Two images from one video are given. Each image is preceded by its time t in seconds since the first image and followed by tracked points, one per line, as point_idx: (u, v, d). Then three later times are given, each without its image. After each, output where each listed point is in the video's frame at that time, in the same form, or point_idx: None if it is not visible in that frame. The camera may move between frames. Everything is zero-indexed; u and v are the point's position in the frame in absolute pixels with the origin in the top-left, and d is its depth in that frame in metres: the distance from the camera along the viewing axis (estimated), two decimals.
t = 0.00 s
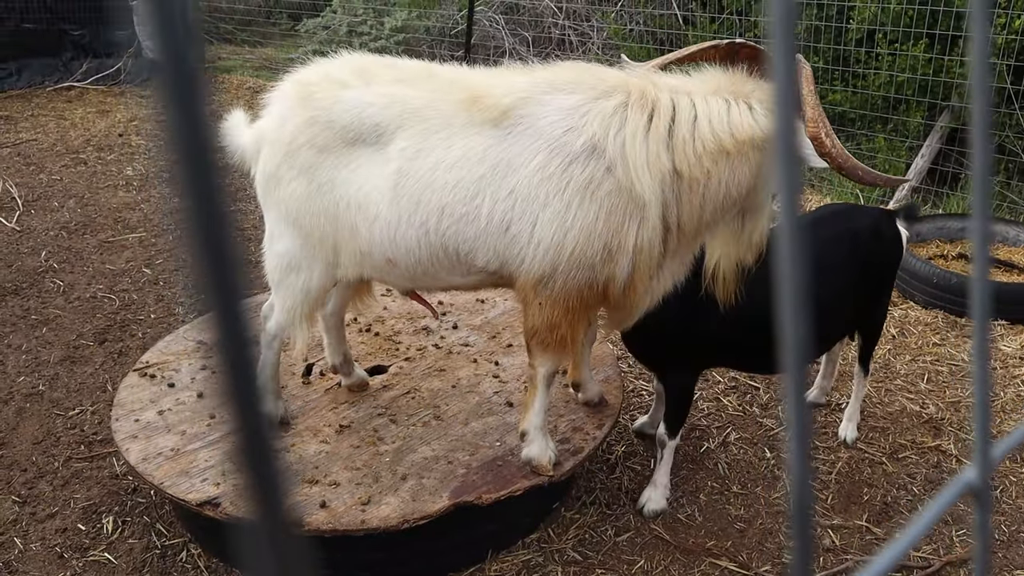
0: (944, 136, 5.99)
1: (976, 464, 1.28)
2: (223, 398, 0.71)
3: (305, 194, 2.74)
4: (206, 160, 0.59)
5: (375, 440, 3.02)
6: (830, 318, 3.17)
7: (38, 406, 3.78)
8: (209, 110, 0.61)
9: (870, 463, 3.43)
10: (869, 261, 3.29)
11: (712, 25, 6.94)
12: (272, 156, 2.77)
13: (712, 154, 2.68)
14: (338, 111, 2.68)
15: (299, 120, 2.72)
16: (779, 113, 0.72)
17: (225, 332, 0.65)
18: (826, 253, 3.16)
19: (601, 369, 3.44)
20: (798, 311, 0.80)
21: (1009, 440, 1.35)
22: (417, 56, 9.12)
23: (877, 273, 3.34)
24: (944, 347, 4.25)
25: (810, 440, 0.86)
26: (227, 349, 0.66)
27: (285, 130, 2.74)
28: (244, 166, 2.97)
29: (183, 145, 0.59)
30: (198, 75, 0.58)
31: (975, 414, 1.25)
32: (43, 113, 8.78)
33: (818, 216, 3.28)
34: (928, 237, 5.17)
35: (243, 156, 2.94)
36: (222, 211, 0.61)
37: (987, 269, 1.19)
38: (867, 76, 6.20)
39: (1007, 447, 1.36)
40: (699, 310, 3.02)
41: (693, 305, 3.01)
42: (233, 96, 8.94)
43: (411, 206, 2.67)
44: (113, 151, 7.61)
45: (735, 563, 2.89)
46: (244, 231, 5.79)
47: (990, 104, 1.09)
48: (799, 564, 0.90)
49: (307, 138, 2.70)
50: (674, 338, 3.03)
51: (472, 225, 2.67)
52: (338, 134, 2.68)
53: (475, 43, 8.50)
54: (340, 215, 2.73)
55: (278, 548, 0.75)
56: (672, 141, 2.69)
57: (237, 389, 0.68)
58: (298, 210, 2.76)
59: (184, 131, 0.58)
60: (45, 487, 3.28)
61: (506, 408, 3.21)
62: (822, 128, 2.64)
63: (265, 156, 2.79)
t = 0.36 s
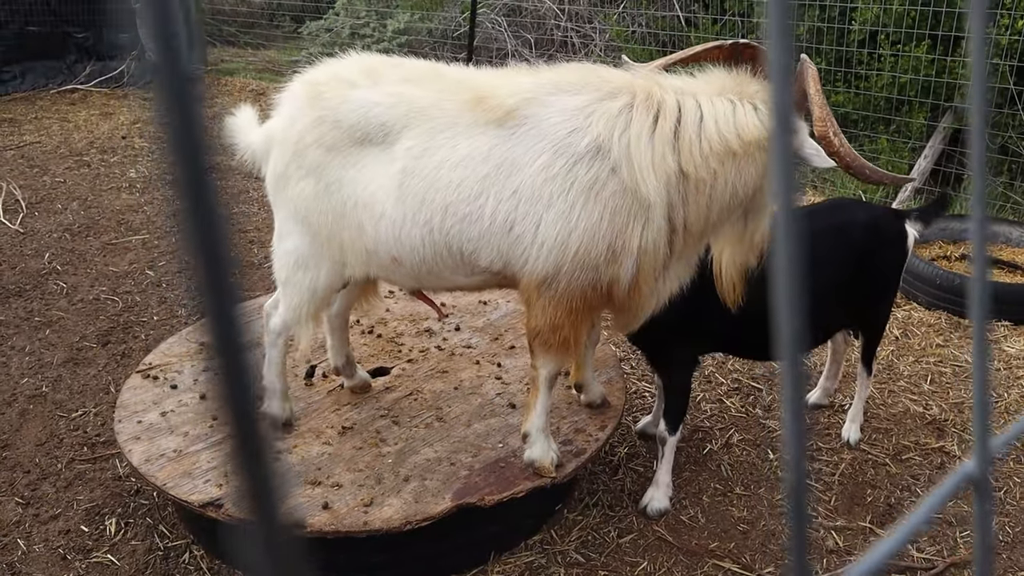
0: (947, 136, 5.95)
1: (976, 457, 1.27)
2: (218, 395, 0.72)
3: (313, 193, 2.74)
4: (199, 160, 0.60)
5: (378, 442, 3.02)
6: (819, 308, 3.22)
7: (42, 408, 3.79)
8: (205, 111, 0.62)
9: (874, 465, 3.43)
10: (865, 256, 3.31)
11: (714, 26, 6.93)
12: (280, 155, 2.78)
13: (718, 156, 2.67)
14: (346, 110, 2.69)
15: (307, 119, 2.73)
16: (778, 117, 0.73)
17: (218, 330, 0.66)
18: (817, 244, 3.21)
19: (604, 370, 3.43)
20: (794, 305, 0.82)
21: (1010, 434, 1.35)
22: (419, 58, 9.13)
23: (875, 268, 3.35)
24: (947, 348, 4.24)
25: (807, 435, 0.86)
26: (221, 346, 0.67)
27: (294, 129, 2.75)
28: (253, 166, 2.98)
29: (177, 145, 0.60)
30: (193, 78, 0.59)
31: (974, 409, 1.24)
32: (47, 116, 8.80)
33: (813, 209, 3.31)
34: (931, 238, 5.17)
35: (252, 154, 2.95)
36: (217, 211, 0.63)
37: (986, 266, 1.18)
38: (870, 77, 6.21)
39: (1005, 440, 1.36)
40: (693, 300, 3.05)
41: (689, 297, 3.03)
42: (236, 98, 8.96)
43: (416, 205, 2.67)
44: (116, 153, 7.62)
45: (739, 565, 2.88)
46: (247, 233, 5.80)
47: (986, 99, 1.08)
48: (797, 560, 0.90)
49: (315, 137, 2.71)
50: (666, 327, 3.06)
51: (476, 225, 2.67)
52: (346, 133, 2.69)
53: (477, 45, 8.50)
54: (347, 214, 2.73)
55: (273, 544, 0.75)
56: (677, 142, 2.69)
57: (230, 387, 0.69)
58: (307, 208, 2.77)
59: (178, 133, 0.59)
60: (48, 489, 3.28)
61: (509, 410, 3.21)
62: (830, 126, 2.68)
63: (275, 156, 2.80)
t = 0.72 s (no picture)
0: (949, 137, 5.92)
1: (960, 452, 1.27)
2: (199, 397, 0.73)
3: (314, 201, 2.70)
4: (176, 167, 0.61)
5: (379, 445, 3.03)
6: (808, 305, 3.25)
7: (44, 412, 3.79)
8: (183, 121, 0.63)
9: (876, 466, 3.43)
10: (860, 256, 3.32)
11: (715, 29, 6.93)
12: (280, 164, 2.74)
13: (716, 155, 2.69)
14: (345, 116, 2.66)
15: (306, 126, 2.70)
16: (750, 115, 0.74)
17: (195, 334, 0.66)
18: (808, 240, 3.26)
19: (605, 373, 3.43)
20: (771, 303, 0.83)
21: (995, 428, 1.36)
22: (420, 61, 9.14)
23: (871, 269, 3.35)
24: (949, 350, 4.24)
25: (782, 424, 0.88)
26: (200, 347, 0.68)
27: (293, 136, 2.71)
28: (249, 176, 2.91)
29: (157, 152, 0.61)
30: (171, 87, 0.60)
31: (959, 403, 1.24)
32: (49, 120, 8.82)
33: (810, 207, 3.36)
34: (932, 240, 5.17)
35: (248, 164, 2.87)
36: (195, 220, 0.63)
37: (968, 264, 1.18)
38: (870, 79, 6.23)
39: (991, 434, 1.36)
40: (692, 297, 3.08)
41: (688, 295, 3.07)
42: (238, 103, 8.98)
43: (420, 210, 2.66)
44: (118, 157, 7.63)
45: (740, 567, 2.87)
46: (249, 237, 5.81)
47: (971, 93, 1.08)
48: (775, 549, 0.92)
49: (316, 143, 2.68)
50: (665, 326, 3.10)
51: (480, 229, 2.67)
52: (347, 140, 2.66)
53: (478, 48, 8.51)
54: (351, 222, 2.70)
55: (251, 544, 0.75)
56: (676, 142, 2.70)
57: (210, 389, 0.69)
58: (311, 216, 2.72)
59: (158, 141, 0.60)
60: (50, 493, 3.28)
61: (510, 413, 3.21)
62: (822, 123, 2.63)
63: (274, 165, 2.76)
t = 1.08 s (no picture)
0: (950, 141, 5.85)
1: (949, 444, 1.28)
2: (212, 400, 0.73)
3: (318, 206, 2.69)
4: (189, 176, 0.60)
5: (380, 448, 3.03)
6: (806, 306, 3.26)
7: (45, 415, 3.79)
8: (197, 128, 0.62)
9: (877, 470, 3.42)
10: (860, 257, 3.33)
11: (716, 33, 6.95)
12: (281, 168, 2.72)
13: (718, 157, 2.70)
14: (348, 121, 2.65)
15: (309, 131, 2.69)
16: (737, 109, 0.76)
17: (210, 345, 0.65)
18: (808, 243, 3.26)
19: (606, 377, 3.43)
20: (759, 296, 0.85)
21: (985, 421, 1.36)
22: (422, 65, 9.16)
23: (871, 270, 3.35)
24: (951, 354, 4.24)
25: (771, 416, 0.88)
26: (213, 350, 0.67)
27: (295, 141, 2.70)
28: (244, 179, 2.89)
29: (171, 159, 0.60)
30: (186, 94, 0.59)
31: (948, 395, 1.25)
32: (51, 124, 8.84)
33: (810, 210, 3.39)
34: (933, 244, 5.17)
35: (246, 168, 2.85)
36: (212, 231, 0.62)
37: (957, 259, 1.19)
38: (872, 83, 6.25)
39: (981, 427, 1.37)
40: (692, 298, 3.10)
41: (688, 296, 3.09)
42: (240, 107, 9.01)
43: (425, 215, 2.66)
44: (120, 161, 7.65)
45: (741, 570, 2.87)
46: (251, 240, 5.82)
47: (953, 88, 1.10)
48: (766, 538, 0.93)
49: (319, 148, 2.67)
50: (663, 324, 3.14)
51: (485, 233, 2.67)
52: (350, 145, 2.65)
53: (480, 53, 8.52)
54: (355, 227, 2.69)
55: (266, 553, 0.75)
56: (678, 145, 2.71)
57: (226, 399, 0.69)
58: (313, 221, 2.71)
59: (173, 148, 0.59)
60: (51, 495, 3.29)
61: (511, 416, 3.21)
62: (812, 120, 2.65)
63: (274, 170, 2.74)
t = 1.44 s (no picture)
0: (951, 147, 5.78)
1: (935, 450, 1.28)
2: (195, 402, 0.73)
3: (318, 212, 2.69)
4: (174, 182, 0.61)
5: (379, 454, 3.03)
6: (803, 311, 3.27)
7: (45, 420, 3.79)
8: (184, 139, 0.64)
9: (877, 477, 3.42)
10: (857, 262, 3.34)
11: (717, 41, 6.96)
12: (280, 174, 2.73)
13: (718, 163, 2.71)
14: (349, 128, 2.66)
15: (310, 137, 2.69)
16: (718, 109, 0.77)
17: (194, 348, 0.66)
18: (801, 249, 3.31)
19: (606, 383, 3.43)
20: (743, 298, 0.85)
21: (973, 423, 1.36)
22: (424, 72, 9.17)
23: (869, 276, 3.35)
24: (951, 360, 4.24)
25: (753, 424, 0.89)
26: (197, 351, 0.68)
27: (295, 147, 2.71)
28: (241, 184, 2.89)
29: (157, 165, 0.62)
30: (174, 105, 0.61)
31: (935, 401, 1.25)
32: (53, 129, 8.86)
33: (805, 218, 3.43)
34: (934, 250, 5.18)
35: (244, 173, 2.85)
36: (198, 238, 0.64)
37: (941, 261, 1.20)
38: (872, 90, 6.25)
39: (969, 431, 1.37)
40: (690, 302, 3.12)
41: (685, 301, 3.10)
42: (241, 113, 9.02)
43: (426, 221, 2.66)
44: (121, 166, 7.66)
45: None
46: (251, 246, 5.82)
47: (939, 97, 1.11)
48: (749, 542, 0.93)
49: (319, 154, 2.67)
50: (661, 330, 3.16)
51: (486, 239, 2.67)
52: (351, 152, 2.66)
53: (481, 59, 8.54)
54: (355, 234, 2.70)
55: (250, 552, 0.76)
56: (678, 151, 2.71)
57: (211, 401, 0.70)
58: (312, 227, 2.71)
59: (158, 150, 0.61)
60: (50, 500, 3.28)
61: (510, 422, 3.21)
62: (812, 128, 2.65)
63: (273, 176, 2.75)
